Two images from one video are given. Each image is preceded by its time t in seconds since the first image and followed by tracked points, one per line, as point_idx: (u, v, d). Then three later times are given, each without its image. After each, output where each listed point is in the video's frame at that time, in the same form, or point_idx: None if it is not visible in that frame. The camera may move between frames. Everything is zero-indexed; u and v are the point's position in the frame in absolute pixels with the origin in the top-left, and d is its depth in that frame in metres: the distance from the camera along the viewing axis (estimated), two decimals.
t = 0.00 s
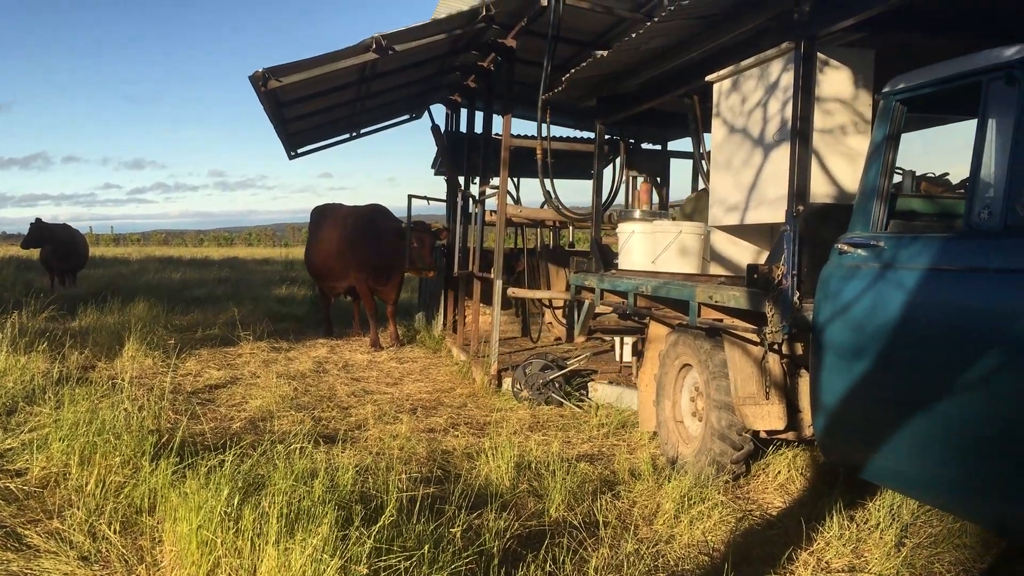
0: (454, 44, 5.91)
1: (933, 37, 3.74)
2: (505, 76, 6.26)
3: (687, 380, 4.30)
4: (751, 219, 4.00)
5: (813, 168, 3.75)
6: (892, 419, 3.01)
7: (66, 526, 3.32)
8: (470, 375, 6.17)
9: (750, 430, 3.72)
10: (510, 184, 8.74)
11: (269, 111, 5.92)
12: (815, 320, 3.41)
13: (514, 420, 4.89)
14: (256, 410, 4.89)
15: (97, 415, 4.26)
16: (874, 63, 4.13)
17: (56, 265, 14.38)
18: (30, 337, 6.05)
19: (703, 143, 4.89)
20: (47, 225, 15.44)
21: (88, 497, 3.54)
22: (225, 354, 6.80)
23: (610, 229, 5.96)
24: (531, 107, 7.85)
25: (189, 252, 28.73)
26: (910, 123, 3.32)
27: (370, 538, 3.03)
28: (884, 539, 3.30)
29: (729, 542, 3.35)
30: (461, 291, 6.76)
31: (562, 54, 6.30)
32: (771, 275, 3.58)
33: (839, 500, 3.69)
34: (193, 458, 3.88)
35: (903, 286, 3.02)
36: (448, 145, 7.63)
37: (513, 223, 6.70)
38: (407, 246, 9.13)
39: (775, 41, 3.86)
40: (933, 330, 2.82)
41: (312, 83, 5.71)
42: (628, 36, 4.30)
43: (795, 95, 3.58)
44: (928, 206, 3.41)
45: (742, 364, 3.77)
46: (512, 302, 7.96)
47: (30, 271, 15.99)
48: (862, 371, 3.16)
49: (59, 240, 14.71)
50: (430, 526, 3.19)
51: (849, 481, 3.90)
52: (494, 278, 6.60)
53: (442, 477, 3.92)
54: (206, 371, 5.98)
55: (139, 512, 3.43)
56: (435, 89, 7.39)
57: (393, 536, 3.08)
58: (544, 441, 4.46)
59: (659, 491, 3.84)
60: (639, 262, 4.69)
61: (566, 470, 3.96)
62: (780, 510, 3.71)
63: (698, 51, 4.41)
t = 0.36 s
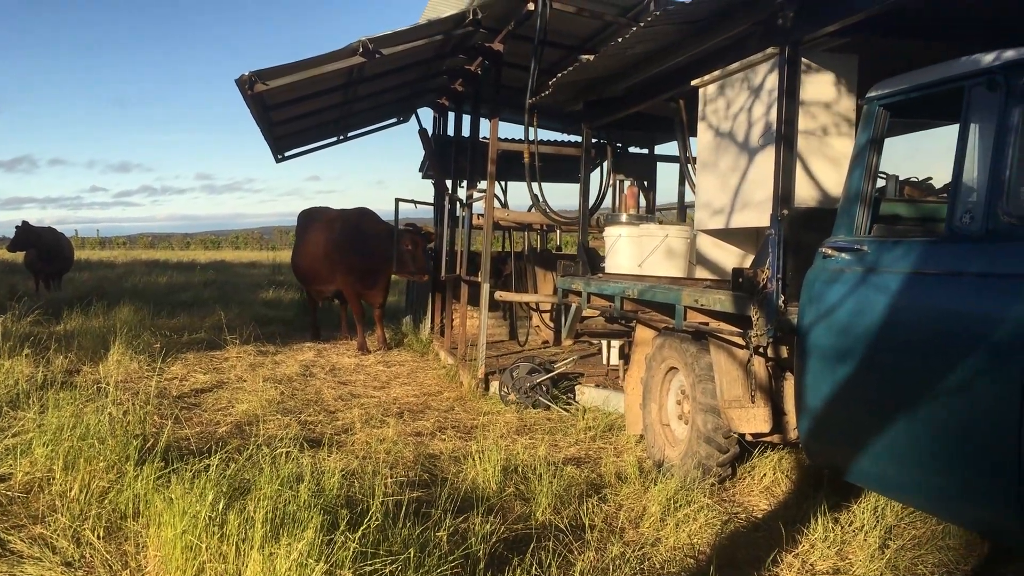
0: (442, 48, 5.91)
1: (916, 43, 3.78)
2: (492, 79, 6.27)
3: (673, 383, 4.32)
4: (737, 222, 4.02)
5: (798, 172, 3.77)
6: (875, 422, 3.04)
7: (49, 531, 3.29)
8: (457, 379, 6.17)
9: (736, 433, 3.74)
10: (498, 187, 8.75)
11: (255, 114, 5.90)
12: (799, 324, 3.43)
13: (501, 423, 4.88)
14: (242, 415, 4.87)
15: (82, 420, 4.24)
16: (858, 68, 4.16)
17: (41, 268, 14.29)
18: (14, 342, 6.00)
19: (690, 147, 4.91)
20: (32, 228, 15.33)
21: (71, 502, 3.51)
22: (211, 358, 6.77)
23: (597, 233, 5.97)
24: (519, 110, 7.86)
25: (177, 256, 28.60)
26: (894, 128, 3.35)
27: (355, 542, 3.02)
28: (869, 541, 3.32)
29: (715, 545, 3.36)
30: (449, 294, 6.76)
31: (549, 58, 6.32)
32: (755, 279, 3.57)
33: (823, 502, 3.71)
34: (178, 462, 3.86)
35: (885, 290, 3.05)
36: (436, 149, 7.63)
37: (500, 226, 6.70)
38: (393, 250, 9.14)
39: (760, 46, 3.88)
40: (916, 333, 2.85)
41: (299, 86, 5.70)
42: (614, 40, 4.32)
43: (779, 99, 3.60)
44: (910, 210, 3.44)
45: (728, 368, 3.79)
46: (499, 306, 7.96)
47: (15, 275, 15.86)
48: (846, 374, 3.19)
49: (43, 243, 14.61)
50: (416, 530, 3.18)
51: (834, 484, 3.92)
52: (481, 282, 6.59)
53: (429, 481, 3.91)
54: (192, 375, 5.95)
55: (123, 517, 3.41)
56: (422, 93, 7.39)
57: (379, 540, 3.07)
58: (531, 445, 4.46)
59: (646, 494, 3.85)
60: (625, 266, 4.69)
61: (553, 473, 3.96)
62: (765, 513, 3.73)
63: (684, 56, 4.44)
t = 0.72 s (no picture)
0: (425, 52, 5.92)
1: (893, 48, 3.82)
2: (476, 82, 6.29)
3: (655, 386, 4.34)
4: (717, 226, 4.04)
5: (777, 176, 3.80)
6: (854, 424, 3.07)
7: (26, 536, 3.26)
8: (441, 382, 6.16)
9: (717, 435, 3.76)
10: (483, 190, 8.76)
11: (238, 117, 5.89)
12: (779, 326, 3.45)
13: (484, 426, 4.88)
14: (223, 419, 4.84)
15: (61, 424, 4.20)
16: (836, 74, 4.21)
17: (21, 272, 14.15)
18: None
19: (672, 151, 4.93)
20: (13, 231, 15.18)
21: (49, 507, 3.48)
22: (193, 361, 6.73)
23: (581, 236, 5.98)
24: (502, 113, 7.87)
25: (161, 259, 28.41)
26: (872, 133, 3.39)
27: (335, 546, 3.01)
28: (848, 542, 3.35)
29: (695, 547, 3.38)
30: (433, 297, 6.75)
31: (532, 61, 6.34)
32: (736, 281, 3.62)
33: (803, 503, 3.73)
34: (157, 466, 3.84)
35: (863, 292, 3.08)
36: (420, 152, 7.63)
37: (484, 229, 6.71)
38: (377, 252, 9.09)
39: (739, 51, 3.92)
40: (894, 336, 2.88)
41: (282, 89, 5.69)
42: (596, 45, 4.35)
43: (760, 102, 3.63)
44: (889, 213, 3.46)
45: (709, 370, 3.81)
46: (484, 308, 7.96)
47: None
48: (825, 376, 3.22)
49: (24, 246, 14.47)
50: (397, 533, 3.18)
51: (814, 485, 3.94)
52: (465, 285, 6.59)
53: (411, 484, 3.91)
54: (173, 379, 5.91)
55: (101, 522, 3.39)
56: (406, 96, 7.39)
57: (359, 544, 3.07)
58: (513, 447, 4.46)
59: (628, 497, 3.86)
60: (608, 269, 4.73)
61: (535, 476, 3.97)
62: (746, 515, 3.75)
63: (665, 60, 4.47)
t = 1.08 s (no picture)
0: (408, 53, 5.93)
1: (870, 52, 3.87)
2: (458, 84, 6.30)
3: (636, 387, 4.35)
4: (697, 228, 4.07)
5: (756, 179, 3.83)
6: (830, 424, 3.10)
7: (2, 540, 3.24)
8: (423, 384, 6.15)
9: (698, 436, 3.79)
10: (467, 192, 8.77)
11: (219, 118, 5.87)
12: (757, 328, 3.48)
13: (466, 428, 4.89)
14: (204, 421, 4.82)
15: (38, 427, 4.17)
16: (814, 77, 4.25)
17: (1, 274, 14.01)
18: None
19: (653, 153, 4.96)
20: None
21: (25, 510, 3.46)
22: (174, 364, 6.69)
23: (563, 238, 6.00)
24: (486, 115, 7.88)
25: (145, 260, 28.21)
26: (848, 136, 3.43)
27: (313, 547, 3.01)
28: (825, 541, 3.37)
29: (675, 547, 3.40)
30: (416, 299, 6.75)
31: (515, 64, 6.36)
32: (715, 283, 3.65)
33: (782, 503, 3.76)
34: (136, 469, 3.82)
35: (839, 294, 3.11)
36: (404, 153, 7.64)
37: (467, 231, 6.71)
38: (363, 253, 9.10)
39: (718, 54, 3.95)
40: (869, 336, 2.91)
41: (264, 90, 5.67)
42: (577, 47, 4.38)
43: (739, 107, 3.68)
44: (866, 215, 3.52)
45: (690, 371, 3.83)
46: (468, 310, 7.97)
47: None
48: (802, 377, 3.24)
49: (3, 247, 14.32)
50: (376, 535, 3.18)
51: (792, 485, 3.97)
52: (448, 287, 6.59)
53: (392, 486, 3.91)
54: (154, 381, 5.87)
55: (79, 525, 3.37)
56: (390, 97, 7.39)
57: (338, 546, 3.06)
58: (495, 449, 4.47)
59: (608, 497, 3.87)
60: (590, 270, 4.74)
61: (516, 477, 3.98)
62: (726, 514, 3.77)
63: (646, 63, 4.50)
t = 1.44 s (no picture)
0: (393, 54, 5.93)
1: (851, 54, 3.90)
2: (443, 85, 6.31)
3: (621, 387, 4.38)
4: (681, 228, 4.09)
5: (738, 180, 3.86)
6: (811, 423, 3.12)
7: None
8: (409, 384, 6.16)
9: (681, 435, 3.81)
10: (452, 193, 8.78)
11: (204, 118, 5.85)
12: (740, 328, 3.51)
13: (451, 428, 4.89)
14: (189, 423, 4.81)
15: (20, 429, 4.15)
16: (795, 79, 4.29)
17: None
18: None
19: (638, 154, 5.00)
20: None
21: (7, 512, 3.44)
22: (158, 365, 6.66)
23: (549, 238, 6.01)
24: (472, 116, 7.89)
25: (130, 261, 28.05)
26: (829, 137, 3.45)
27: (296, 548, 3.01)
28: (807, 539, 3.40)
29: (658, 546, 3.42)
30: (401, 300, 6.75)
31: (500, 64, 6.37)
32: (698, 283, 3.68)
33: (765, 502, 3.79)
34: (119, 471, 3.81)
35: (820, 294, 3.14)
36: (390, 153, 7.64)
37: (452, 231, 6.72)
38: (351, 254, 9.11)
39: (700, 56, 3.98)
40: (850, 336, 2.94)
41: (248, 91, 5.66)
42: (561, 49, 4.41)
43: (721, 109, 3.72)
44: (847, 215, 3.56)
45: (673, 371, 3.85)
46: (454, 311, 7.97)
47: None
48: (783, 376, 3.27)
49: None
50: (360, 535, 3.18)
51: (775, 485, 4.00)
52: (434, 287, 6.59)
53: (377, 487, 3.91)
54: (138, 383, 5.85)
55: (61, 527, 3.36)
56: (376, 98, 7.39)
57: (321, 546, 3.06)
58: (480, 449, 4.48)
59: (593, 497, 3.89)
60: (574, 270, 4.75)
61: (500, 478, 3.99)
62: (709, 513, 3.80)
63: (631, 64, 4.52)
